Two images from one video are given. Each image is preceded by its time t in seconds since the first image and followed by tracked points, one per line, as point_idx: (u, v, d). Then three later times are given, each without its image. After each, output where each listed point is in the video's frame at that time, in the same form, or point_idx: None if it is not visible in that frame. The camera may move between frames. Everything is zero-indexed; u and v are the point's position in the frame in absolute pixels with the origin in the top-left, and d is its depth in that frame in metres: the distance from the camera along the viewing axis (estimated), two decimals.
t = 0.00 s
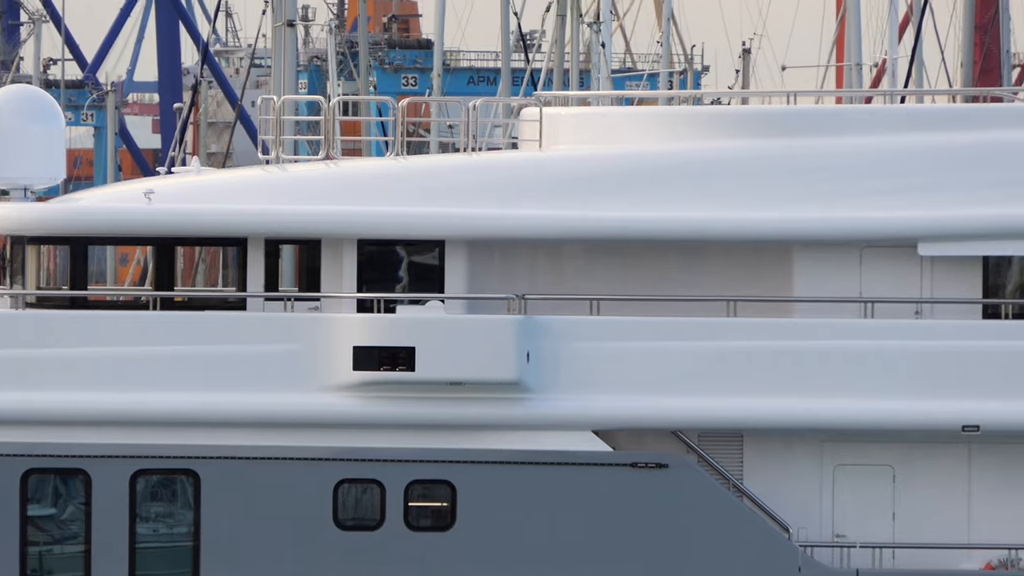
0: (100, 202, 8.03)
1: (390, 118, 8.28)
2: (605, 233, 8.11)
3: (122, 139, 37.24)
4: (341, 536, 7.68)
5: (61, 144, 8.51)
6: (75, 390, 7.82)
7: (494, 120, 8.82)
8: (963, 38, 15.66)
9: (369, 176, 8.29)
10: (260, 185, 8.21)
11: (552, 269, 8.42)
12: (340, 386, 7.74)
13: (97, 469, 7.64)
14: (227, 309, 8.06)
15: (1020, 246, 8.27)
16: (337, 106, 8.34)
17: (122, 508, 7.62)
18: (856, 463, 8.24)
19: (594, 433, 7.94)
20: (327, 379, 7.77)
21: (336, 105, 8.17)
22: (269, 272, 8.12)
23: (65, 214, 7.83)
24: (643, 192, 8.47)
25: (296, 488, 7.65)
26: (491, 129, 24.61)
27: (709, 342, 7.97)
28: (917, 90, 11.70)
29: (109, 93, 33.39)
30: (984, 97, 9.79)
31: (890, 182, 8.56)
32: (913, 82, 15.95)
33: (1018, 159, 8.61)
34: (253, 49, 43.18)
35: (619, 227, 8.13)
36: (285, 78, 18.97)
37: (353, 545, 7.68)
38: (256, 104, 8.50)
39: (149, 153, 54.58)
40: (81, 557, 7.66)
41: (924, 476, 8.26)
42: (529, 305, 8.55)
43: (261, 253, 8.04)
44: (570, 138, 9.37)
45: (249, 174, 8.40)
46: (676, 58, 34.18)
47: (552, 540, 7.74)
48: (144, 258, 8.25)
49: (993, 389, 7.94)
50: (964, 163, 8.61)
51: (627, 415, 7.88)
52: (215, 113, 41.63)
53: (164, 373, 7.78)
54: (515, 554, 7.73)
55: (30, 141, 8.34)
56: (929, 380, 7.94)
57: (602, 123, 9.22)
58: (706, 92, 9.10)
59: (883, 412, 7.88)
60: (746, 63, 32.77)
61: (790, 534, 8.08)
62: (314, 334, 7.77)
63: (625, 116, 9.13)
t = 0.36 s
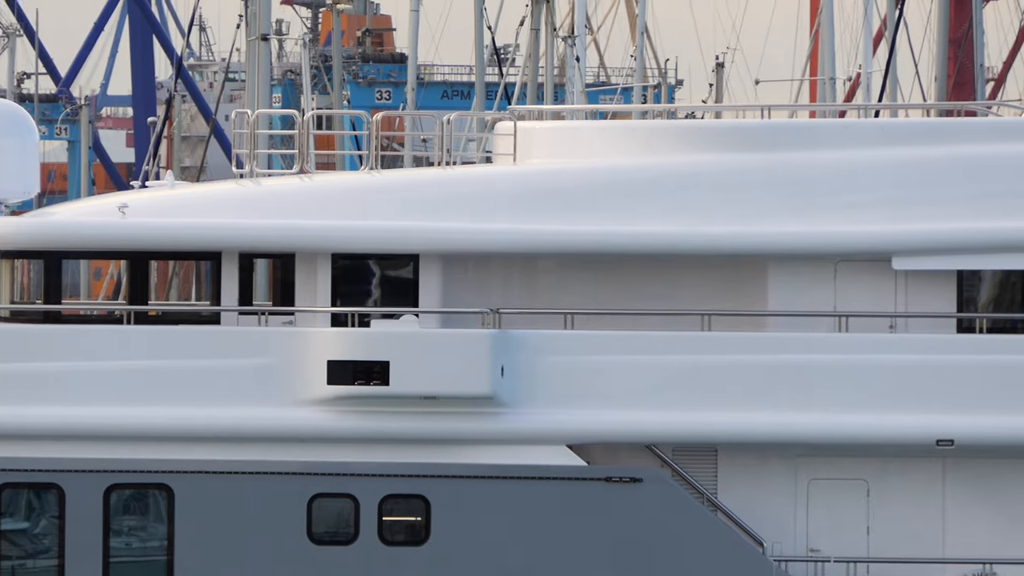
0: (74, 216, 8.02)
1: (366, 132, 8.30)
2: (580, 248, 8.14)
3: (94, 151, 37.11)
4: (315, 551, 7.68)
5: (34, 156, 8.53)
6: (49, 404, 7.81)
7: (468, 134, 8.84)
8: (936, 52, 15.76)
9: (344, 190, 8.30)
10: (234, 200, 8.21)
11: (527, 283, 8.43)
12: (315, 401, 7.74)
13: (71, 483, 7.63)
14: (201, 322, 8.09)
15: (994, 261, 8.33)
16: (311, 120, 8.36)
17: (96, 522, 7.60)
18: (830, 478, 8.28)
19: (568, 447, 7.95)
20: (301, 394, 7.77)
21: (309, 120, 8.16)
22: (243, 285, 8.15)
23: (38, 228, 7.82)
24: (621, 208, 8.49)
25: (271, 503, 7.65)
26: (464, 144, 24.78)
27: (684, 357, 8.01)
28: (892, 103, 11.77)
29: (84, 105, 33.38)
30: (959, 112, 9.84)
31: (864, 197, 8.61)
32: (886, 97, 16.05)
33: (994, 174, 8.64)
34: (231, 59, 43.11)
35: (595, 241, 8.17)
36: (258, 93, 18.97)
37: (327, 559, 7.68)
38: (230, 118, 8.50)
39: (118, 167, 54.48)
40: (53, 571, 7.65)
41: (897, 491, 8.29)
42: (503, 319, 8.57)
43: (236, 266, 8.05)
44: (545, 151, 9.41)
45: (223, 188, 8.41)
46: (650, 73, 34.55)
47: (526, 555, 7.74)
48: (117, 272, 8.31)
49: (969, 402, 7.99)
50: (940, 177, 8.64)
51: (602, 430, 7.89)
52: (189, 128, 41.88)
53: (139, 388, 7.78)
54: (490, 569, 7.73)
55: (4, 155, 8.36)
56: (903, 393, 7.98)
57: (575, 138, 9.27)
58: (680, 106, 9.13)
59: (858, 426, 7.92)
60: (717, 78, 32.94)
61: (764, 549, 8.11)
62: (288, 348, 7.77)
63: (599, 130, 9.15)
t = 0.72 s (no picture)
0: (41, 230, 8.03)
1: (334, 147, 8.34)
2: (545, 262, 8.20)
3: (62, 166, 36.93)
4: (283, 565, 7.70)
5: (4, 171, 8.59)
6: (18, 419, 7.85)
7: (436, 148, 8.88)
8: (904, 64, 15.85)
9: (313, 205, 8.33)
10: (202, 214, 8.22)
11: (493, 298, 8.50)
12: (282, 415, 7.76)
13: (39, 497, 7.66)
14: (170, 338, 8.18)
15: (960, 276, 8.39)
16: (279, 135, 8.39)
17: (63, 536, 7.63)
18: (798, 492, 8.34)
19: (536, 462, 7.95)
20: (268, 408, 7.79)
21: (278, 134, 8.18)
22: (210, 301, 8.24)
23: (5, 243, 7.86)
24: (589, 223, 8.54)
25: (238, 517, 7.67)
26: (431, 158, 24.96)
27: (650, 371, 8.05)
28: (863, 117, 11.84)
29: (51, 121, 33.32)
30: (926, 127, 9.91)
31: (833, 212, 8.64)
32: (853, 111, 16.16)
33: (960, 188, 8.67)
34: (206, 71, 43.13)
35: (561, 256, 8.23)
36: (226, 108, 18.97)
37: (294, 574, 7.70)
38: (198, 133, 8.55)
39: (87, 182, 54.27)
40: None
41: (864, 505, 8.34)
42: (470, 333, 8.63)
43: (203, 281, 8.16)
44: (512, 165, 9.47)
45: (191, 203, 8.44)
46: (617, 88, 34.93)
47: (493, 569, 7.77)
48: (84, 288, 8.45)
49: (935, 416, 8.05)
50: (906, 191, 8.69)
51: (569, 444, 7.93)
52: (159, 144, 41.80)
53: (107, 402, 7.79)
54: None
55: None
56: (870, 407, 8.03)
57: (542, 152, 9.31)
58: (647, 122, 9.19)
59: (825, 440, 7.98)
60: (686, 94, 33.07)
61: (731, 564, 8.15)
62: (255, 362, 7.80)
63: (567, 144, 9.21)
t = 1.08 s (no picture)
0: None
1: (290, 163, 8.41)
2: (499, 278, 8.26)
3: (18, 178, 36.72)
4: None
5: None
6: None
7: (392, 164, 8.92)
8: (858, 81, 15.99)
9: (268, 221, 8.38)
10: (158, 229, 8.24)
11: (448, 314, 8.55)
12: (237, 431, 7.77)
13: None
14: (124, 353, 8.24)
15: (915, 292, 8.47)
16: (235, 151, 8.43)
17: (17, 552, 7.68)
18: (752, 508, 8.42)
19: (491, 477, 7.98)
20: (223, 424, 7.81)
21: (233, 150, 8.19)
22: (165, 317, 8.30)
23: None
24: (544, 239, 8.59)
25: (192, 533, 7.70)
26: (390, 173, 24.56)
27: (605, 387, 8.10)
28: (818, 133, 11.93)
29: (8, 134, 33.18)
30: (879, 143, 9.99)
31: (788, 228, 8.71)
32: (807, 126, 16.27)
33: (914, 204, 8.73)
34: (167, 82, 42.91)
35: (516, 272, 8.27)
36: (179, 122, 18.94)
37: None
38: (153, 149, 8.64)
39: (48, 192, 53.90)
40: None
41: (818, 521, 8.41)
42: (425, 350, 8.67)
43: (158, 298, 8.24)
44: (467, 182, 9.56)
45: (146, 219, 8.48)
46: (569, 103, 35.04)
47: None
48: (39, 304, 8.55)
49: (887, 431, 8.11)
50: (859, 207, 8.76)
51: (524, 460, 7.98)
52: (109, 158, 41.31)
53: (62, 418, 7.81)
54: None
55: None
56: (822, 422, 8.10)
57: (497, 168, 9.43)
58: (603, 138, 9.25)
59: (778, 456, 8.05)
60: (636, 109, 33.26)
61: None
62: (210, 378, 7.80)
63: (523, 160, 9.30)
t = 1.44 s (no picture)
0: None
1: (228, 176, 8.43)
2: (433, 292, 8.36)
3: None
4: None
5: None
6: None
7: (329, 177, 8.99)
8: (799, 94, 16.15)
9: (205, 234, 8.46)
10: (95, 243, 8.35)
11: (386, 326, 8.62)
12: (174, 444, 7.80)
13: None
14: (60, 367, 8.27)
15: (850, 306, 8.58)
16: (174, 164, 8.47)
17: None
18: (689, 521, 8.51)
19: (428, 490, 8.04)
20: (160, 437, 7.83)
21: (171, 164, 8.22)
22: (102, 330, 8.33)
23: None
24: (482, 253, 8.67)
25: (128, 546, 7.76)
26: (324, 185, 25.11)
27: (540, 401, 8.19)
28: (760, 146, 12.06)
29: None
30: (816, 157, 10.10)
31: (727, 242, 8.81)
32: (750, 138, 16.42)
33: (848, 218, 8.83)
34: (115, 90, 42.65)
35: (452, 287, 8.37)
36: (117, 136, 18.87)
37: None
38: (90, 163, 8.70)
39: None
40: None
41: (754, 533, 8.51)
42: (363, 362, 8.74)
43: (95, 311, 8.27)
44: (405, 196, 9.74)
45: (85, 232, 8.58)
46: (511, 116, 35.25)
47: None
48: None
49: (819, 444, 8.23)
50: (795, 221, 8.85)
51: (460, 473, 8.05)
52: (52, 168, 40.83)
53: None
54: None
55: None
56: (753, 436, 8.22)
57: (435, 181, 9.61)
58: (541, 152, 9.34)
59: (710, 469, 8.17)
60: (574, 121, 33.31)
61: None
62: (147, 391, 7.83)
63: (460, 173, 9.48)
